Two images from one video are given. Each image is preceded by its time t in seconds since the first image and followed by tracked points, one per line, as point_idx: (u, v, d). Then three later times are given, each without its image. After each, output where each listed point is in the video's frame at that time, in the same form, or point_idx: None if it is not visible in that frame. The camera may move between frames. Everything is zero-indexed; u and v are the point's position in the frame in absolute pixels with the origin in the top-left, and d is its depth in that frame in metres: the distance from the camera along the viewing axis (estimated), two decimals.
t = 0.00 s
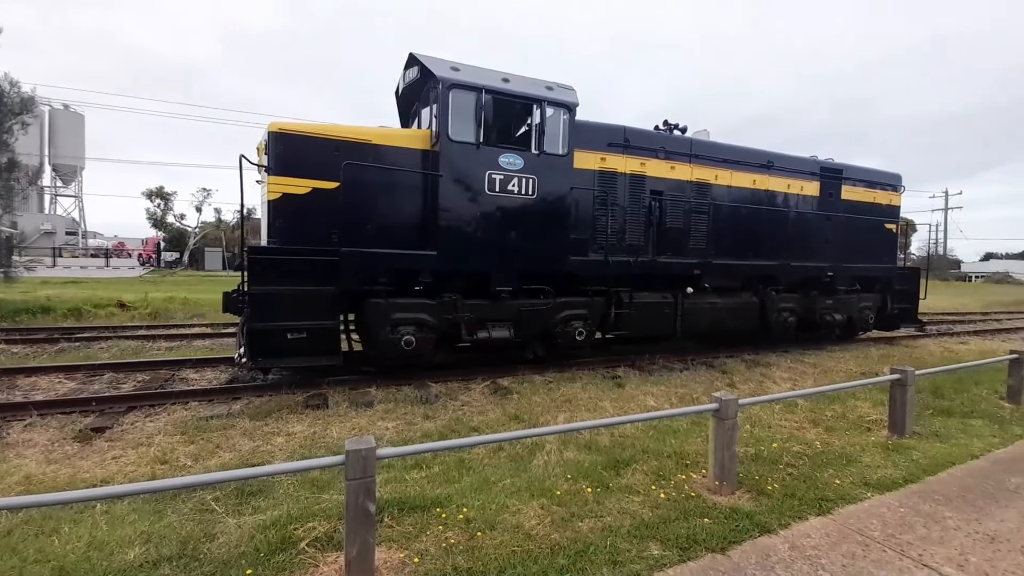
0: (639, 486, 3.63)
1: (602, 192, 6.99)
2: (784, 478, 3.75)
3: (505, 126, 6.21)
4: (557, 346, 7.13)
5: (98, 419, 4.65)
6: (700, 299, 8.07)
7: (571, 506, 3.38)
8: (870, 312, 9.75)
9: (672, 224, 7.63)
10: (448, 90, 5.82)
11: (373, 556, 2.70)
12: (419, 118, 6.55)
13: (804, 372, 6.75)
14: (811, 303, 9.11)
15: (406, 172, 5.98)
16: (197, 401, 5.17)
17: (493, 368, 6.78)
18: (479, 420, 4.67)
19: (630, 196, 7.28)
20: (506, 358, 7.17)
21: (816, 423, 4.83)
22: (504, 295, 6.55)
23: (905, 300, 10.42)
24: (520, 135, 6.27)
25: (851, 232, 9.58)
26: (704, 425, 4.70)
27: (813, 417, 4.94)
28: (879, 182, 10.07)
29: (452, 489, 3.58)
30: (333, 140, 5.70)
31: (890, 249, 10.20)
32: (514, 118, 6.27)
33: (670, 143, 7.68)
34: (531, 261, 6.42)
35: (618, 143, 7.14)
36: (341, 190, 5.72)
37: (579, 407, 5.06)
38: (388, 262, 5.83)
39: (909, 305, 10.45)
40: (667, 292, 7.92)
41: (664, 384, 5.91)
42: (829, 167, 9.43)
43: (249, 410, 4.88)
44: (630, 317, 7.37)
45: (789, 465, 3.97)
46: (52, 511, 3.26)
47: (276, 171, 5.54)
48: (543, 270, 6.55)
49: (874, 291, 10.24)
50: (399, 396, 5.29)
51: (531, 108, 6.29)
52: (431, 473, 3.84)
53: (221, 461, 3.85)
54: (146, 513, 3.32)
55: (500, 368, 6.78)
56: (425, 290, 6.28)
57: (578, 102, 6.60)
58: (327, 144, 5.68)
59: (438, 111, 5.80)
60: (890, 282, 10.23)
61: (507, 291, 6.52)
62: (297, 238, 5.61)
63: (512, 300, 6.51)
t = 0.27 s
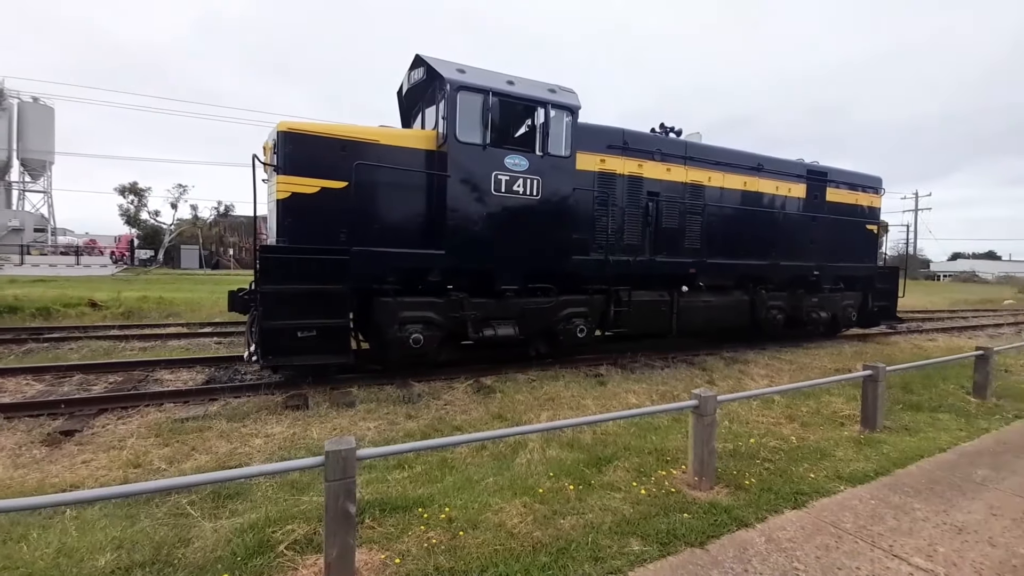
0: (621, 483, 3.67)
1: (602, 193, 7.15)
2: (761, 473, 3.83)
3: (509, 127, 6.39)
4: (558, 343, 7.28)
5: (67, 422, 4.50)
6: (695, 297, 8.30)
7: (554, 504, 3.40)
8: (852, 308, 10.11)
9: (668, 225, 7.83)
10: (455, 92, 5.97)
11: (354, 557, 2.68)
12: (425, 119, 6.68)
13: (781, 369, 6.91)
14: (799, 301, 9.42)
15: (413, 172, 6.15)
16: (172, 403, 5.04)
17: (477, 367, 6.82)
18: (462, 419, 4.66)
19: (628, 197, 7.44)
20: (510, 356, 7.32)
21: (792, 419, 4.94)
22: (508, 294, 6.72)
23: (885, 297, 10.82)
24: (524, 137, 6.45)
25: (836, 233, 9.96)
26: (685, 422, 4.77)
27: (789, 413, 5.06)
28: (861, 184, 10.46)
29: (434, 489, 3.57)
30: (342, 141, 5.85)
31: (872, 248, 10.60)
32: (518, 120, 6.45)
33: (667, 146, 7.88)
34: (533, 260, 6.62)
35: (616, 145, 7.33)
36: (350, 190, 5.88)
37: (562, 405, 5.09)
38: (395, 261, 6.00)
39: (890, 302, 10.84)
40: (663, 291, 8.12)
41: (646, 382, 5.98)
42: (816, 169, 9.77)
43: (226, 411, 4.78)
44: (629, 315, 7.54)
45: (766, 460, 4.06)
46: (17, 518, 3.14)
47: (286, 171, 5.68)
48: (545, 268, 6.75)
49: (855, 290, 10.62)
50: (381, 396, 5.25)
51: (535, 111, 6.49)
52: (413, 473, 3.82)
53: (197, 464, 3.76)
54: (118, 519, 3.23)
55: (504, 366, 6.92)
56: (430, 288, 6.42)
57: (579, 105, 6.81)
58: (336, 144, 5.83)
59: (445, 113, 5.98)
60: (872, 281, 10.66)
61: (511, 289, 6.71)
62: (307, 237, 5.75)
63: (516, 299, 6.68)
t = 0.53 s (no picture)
0: (603, 480, 3.70)
1: (601, 195, 7.35)
2: (739, 468, 3.91)
3: (516, 130, 6.47)
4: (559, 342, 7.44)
5: (36, 426, 4.35)
6: (690, 296, 8.57)
7: (536, 502, 3.41)
8: (837, 307, 10.47)
9: (663, 226, 8.09)
10: (463, 95, 6.03)
11: (334, 560, 2.65)
12: (430, 121, 6.73)
13: (760, 366, 7.05)
14: (786, 300, 9.74)
15: (423, 174, 6.18)
16: (147, 405, 4.92)
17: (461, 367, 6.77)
18: (445, 419, 4.64)
19: (626, 198, 7.67)
20: (513, 353, 7.40)
21: (770, 415, 5.04)
22: (512, 292, 6.80)
23: (866, 295, 11.27)
24: (530, 139, 6.53)
25: (821, 234, 10.34)
26: (666, 419, 4.83)
27: (767, 409, 5.17)
28: (844, 188, 10.88)
29: (417, 489, 3.55)
30: (352, 141, 5.81)
31: (853, 249, 11.03)
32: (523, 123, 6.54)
33: (663, 149, 8.15)
34: (539, 260, 6.69)
35: (615, 148, 7.56)
36: (359, 191, 5.84)
37: (546, 404, 5.11)
38: (403, 261, 5.96)
39: (870, 300, 11.30)
40: (659, 290, 8.35)
41: (628, 380, 6.05)
42: (802, 173, 10.14)
43: (204, 413, 4.68)
44: (627, 314, 7.76)
45: (744, 455, 4.14)
46: None
47: (295, 171, 5.59)
48: (551, 268, 6.83)
49: (838, 289, 11.04)
50: (363, 396, 5.20)
51: (540, 114, 6.59)
52: (396, 474, 3.79)
53: (172, 467, 3.67)
54: (90, 524, 3.13)
55: (507, 364, 7.00)
56: (438, 287, 6.44)
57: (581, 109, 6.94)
58: (346, 145, 5.78)
59: (453, 115, 6.01)
60: (854, 280, 11.08)
61: (516, 288, 6.78)
62: (315, 237, 5.68)
63: (521, 297, 6.77)
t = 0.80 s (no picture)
0: (586, 479, 3.73)
1: (600, 196, 7.51)
2: (718, 465, 3.98)
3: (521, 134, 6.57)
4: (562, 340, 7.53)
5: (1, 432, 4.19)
6: (687, 295, 8.77)
7: (520, 502, 3.42)
8: (821, 305, 10.80)
9: (658, 227, 8.28)
10: (471, 99, 6.08)
11: (314, 564, 2.62)
12: (435, 125, 6.79)
13: (739, 364, 7.18)
14: (773, 299, 10.06)
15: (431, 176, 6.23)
16: (120, 410, 4.78)
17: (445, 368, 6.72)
18: (429, 420, 4.62)
19: (624, 200, 7.85)
20: (516, 351, 7.44)
21: (748, 412, 5.15)
22: (517, 292, 6.85)
23: (846, 294, 11.69)
24: (533, 143, 6.62)
25: (806, 236, 10.67)
26: (648, 418, 4.89)
27: (745, 406, 5.27)
28: (827, 192, 11.26)
29: (399, 491, 3.53)
30: (360, 144, 5.81)
31: (836, 250, 11.38)
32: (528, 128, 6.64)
33: (658, 153, 8.37)
34: (542, 260, 6.76)
35: (613, 151, 7.76)
36: (368, 193, 5.84)
37: (530, 404, 5.13)
38: (411, 262, 5.98)
39: (851, 298, 11.71)
40: (656, 289, 8.52)
41: (611, 379, 6.11)
42: (788, 177, 10.48)
43: (180, 417, 4.58)
44: (626, 312, 7.90)
45: (723, 452, 4.22)
46: None
47: (305, 173, 5.56)
48: (554, 268, 6.94)
49: (822, 288, 11.41)
50: (345, 398, 5.15)
51: (546, 120, 6.69)
52: (378, 476, 3.77)
53: (147, 473, 3.58)
54: (59, 533, 3.03)
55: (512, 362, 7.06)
56: (445, 288, 6.43)
57: (583, 114, 7.05)
58: (355, 148, 5.78)
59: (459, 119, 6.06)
60: (836, 280, 11.46)
61: (521, 288, 6.83)
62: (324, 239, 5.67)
63: (526, 297, 6.81)
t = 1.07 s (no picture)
0: (568, 478, 3.76)
1: (598, 199, 7.60)
2: (698, 461, 4.05)
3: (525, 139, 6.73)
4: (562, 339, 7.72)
5: None
6: (680, 294, 9.06)
7: (502, 503, 3.42)
8: (802, 304, 11.21)
9: (653, 229, 8.43)
10: (478, 105, 6.20)
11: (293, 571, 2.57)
12: (439, 129, 6.90)
13: (718, 362, 7.32)
14: (759, 298, 10.46)
15: (439, 179, 6.37)
16: (91, 416, 4.64)
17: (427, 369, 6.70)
18: (411, 422, 4.60)
19: (621, 203, 7.95)
20: (516, 351, 7.57)
21: (726, 409, 5.25)
22: (518, 292, 7.06)
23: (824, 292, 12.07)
24: (536, 148, 6.80)
25: (791, 237, 11.00)
26: (630, 416, 4.95)
27: (724, 404, 5.38)
28: (810, 194, 11.56)
29: (381, 494, 3.50)
30: (370, 147, 5.91)
31: (818, 250, 11.72)
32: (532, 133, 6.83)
33: (653, 157, 8.48)
34: (544, 261, 6.94)
35: (610, 156, 7.83)
36: (376, 195, 5.95)
37: (513, 404, 5.13)
38: (420, 263, 6.08)
39: (830, 295, 12.10)
40: (650, 289, 8.78)
41: (593, 378, 6.16)
42: (773, 180, 10.77)
43: (153, 423, 4.46)
44: (623, 311, 8.13)
45: (702, 449, 4.30)
46: None
47: (315, 175, 5.62)
48: (557, 268, 7.12)
49: (805, 287, 11.78)
50: (325, 401, 5.09)
51: (549, 125, 6.87)
52: (359, 479, 3.73)
53: (118, 481, 3.48)
54: (25, 545, 2.92)
55: (515, 361, 7.22)
56: (451, 289, 6.54)
57: (582, 119, 7.26)
58: (365, 151, 5.88)
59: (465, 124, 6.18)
60: (818, 279, 11.85)
61: (524, 288, 7.03)
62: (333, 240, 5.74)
63: (529, 297, 7.01)
